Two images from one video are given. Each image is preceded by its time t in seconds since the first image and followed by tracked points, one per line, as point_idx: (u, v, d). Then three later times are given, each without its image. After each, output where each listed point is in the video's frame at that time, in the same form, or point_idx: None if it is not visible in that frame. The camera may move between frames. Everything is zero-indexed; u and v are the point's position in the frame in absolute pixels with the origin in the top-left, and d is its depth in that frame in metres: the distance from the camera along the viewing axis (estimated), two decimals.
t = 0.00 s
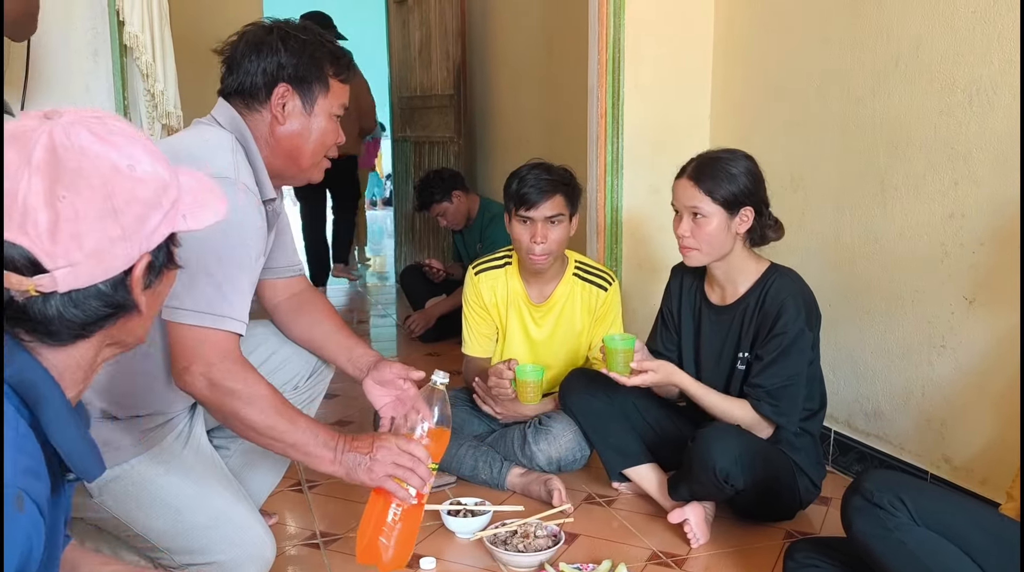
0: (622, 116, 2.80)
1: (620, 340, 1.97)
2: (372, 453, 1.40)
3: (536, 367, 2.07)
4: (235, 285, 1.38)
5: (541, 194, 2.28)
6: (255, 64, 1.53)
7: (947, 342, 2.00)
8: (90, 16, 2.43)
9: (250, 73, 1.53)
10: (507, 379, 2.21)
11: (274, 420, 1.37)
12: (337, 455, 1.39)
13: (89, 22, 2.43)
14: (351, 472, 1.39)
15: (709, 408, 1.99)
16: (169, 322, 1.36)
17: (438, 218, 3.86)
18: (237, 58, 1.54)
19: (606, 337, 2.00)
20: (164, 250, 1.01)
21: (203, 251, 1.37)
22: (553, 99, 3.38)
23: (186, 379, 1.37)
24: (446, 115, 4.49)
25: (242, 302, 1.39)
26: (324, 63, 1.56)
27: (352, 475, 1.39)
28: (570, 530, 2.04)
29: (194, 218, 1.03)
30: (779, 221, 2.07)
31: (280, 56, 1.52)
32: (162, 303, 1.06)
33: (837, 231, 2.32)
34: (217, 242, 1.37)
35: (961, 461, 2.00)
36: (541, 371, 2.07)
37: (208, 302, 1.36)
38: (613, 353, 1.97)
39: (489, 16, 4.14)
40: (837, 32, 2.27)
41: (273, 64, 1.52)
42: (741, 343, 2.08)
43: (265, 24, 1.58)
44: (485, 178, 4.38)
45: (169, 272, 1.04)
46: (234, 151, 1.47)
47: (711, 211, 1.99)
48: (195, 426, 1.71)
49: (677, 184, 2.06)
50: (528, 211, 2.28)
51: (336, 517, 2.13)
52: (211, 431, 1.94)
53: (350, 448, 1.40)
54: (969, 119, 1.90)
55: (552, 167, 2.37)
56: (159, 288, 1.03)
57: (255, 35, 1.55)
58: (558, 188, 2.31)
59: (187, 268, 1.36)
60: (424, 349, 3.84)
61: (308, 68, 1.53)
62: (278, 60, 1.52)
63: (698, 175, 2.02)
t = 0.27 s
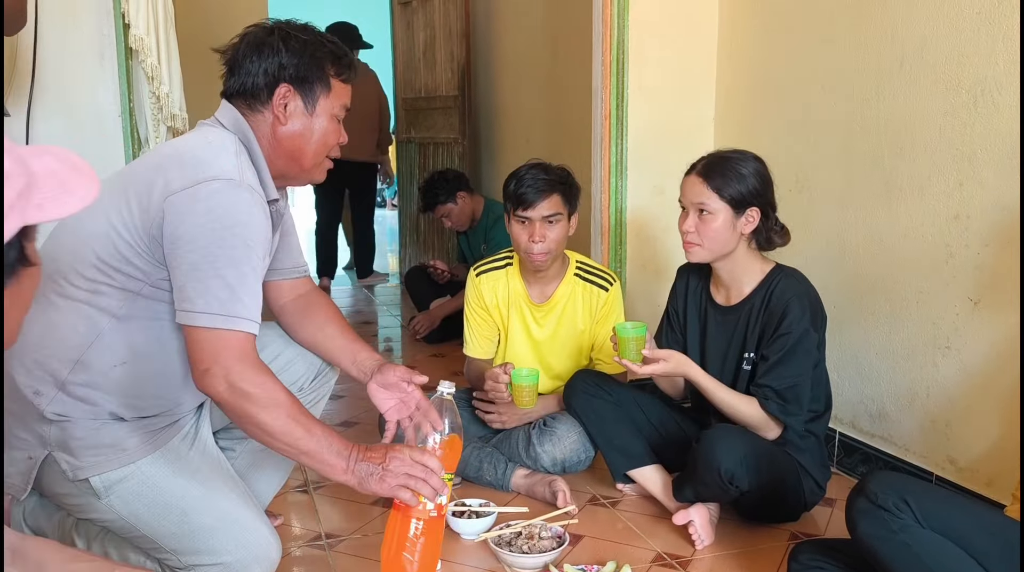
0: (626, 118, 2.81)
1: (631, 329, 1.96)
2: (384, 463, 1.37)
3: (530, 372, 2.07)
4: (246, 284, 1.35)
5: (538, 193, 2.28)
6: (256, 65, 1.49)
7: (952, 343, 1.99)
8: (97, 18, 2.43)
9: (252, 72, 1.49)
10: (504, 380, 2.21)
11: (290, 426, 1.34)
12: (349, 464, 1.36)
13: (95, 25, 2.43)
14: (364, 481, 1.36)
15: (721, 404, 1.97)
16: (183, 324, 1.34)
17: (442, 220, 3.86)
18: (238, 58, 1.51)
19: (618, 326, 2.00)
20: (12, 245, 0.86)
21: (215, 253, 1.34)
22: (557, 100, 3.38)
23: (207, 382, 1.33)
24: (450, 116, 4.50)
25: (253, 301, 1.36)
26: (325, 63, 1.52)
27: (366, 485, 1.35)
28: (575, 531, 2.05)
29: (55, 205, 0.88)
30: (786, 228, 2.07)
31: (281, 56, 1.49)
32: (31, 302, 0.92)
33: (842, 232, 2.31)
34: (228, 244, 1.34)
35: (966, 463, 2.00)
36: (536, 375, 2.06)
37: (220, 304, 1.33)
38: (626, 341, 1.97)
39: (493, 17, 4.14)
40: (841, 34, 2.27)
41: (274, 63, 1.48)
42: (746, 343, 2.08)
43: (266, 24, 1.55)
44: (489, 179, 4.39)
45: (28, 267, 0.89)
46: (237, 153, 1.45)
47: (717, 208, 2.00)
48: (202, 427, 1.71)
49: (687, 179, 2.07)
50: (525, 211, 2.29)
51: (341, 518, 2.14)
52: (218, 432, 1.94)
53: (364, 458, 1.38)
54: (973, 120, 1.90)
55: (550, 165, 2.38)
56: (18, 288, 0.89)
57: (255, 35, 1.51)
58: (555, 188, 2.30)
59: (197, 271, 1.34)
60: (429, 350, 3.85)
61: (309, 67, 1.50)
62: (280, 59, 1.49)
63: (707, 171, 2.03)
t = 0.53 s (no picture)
0: (631, 118, 2.80)
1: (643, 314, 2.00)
2: (394, 476, 1.38)
3: (526, 369, 2.12)
4: (256, 289, 1.34)
5: (538, 192, 2.29)
6: (269, 68, 1.50)
7: (959, 343, 1.99)
8: (102, 20, 2.46)
9: (265, 75, 1.50)
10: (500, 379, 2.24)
11: (300, 434, 1.34)
12: (359, 473, 1.37)
13: (100, 27, 2.45)
14: (373, 492, 1.37)
15: (729, 399, 1.98)
16: (193, 330, 1.33)
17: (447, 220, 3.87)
18: (255, 60, 1.52)
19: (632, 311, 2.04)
20: None
21: (224, 259, 1.33)
22: (562, 101, 3.37)
23: (218, 388, 1.34)
24: (455, 117, 4.50)
25: (264, 303, 1.35)
26: (337, 77, 1.51)
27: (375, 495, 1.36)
28: (580, 531, 2.04)
29: None
30: (793, 224, 2.07)
31: (294, 63, 1.49)
32: None
33: (848, 231, 2.31)
34: (236, 249, 1.33)
35: (973, 463, 1.99)
36: (531, 373, 2.11)
37: (230, 310, 1.32)
38: (639, 326, 2.01)
39: (498, 18, 4.14)
40: (847, 32, 2.26)
41: (286, 69, 1.49)
42: (753, 343, 2.08)
43: (290, 30, 1.55)
44: (494, 179, 4.39)
45: None
46: (246, 158, 1.44)
47: (725, 210, 1.99)
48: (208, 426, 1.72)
49: (693, 181, 2.06)
50: (525, 210, 2.28)
51: (347, 519, 2.14)
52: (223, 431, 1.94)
53: (373, 469, 1.38)
54: (980, 119, 1.89)
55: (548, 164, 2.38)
56: None
57: (275, 39, 1.52)
58: (554, 187, 2.30)
59: (206, 277, 1.33)
60: (434, 350, 3.85)
61: (319, 79, 1.49)
62: (292, 66, 1.49)
63: (713, 172, 2.02)
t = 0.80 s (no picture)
0: (635, 118, 2.80)
1: (660, 302, 2.01)
2: (422, 483, 1.33)
3: (528, 358, 2.16)
4: (275, 295, 1.34)
5: (538, 194, 2.29)
6: (274, 69, 1.50)
7: (965, 344, 1.98)
8: (108, 22, 2.45)
9: (270, 77, 1.50)
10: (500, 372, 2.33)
11: (328, 440, 1.33)
12: (387, 481, 1.34)
13: (107, 28, 2.45)
14: (402, 500, 1.33)
15: (739, 400, 1.98)
16: (215, 340, 1.33)
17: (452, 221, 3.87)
18: (261, 61, 1.52)
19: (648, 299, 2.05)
20: None
21: (237, 267, 1.33)
22: (567, 102, 3.37)
23: (248, 396, 1.33)
24: (460, 118, 4.50)
25: (285, 309, 1.35)
26: (342, 81, 1.50)
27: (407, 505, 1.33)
28: (585, 533, 2.04)
29: None
30: (796, 221, 2.06)
31: (299, 65, 1.49)
32: None
33: (853, 232, 2.30)
34: (250, 257, 1.33)
35: (979, 464, 1.98)
36: (533, 362, 2.15)
37: (252, 318, 1.32)
38: (654, 315, 2.02)
39: (503, 19, 4.14)
40: (852, 33, 2.26)
41: (290, 72, 1.49)
42: (760, 344, 2.07)
43: (299, 31, 1.55)
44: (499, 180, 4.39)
45: None
46: (254, 164, 1.43)
47: (730, 216, 1.98)
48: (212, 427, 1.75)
49: (694, 190, 2.05)
50: (525, 213, 2.28)
51: (352, 520, 2.14)
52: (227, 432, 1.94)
53: (402, 477, 1.34)
54: (986, 119, 1.89)
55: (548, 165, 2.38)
56: None
57: (281, 41, 1.52)
58: (554, 187, 2.30)
59: (223, 286, 1.33)
60: (439, 351, 3.86)
61: (323, 82, 1.49)
62: (297, 69, 1.48)
63: (715, 179, 2.01)
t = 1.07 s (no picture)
0: (639, 118, 2.79)
1: (676, 290, 2.06)
2: (442, 498, 1.32)
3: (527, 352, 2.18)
4: (298, 303, 1.35)
5: (538, 195, 2.28)
6: (278, 72, 1.49)
7: (970, 344, 1.97)
8: (113, 23, 2.45)
9: (275, 80, 1.50)
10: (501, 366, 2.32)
11: (355, 450, 1.34)
12: (411, 495, 1.35)
13: (111, 29, 2.45)
14: (423, 515, 1.34)
15: (750, 401, 1.97)
16: (243, 350, 1.34)
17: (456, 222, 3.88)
18: (266, 63, 1.52)
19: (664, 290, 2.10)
20: None
21: (255, 279, 1.33)
22: (571, 101, 3.37)
23: (279, 402, 1.35)
24: (463, 118, 4.50)
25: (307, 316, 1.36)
26: (348, 82, 1.50)
27: (430, 518, 1.33)
28: (590, 533, 2.04)
29: None
30: (791, 218, 2.07)
31: (304, 67, 1.48)
32: None
33: (857, 231, 2.30)
34: (266, 268, 1.34)
35: (984, 464, 1.98)
36: (533, 355, 2.17)
37: (276, 327, 1.33)
38: (669, 304, 2.07)
39: (506, 19, 4.14)
40: (856, 33, 2.25)
41: (294, 75, 1.48)
42: (764, 343, 2.07)
43: (303, 32, 1.54)
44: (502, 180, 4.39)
45: None
46: (263, 174, 1.44)
47: (731, 222, 1.97)
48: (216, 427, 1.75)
49: (691, 199, 2.03)
50: (525, 214, 2.28)
51: (356, 520, 2.14)
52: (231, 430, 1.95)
53: (424, 491, 1.34)
54: (991, 119, 1.88)
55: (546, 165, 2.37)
56: None
57: (286, 43, 1.51)
58: (554, 188, 2.30)
59: (244, 298, 1.34)
60: (442, 351, 3.86)
61: (329, 84, 1.48)
62: (301, 72, 1.48)
63: (711, 187, 1.99)
